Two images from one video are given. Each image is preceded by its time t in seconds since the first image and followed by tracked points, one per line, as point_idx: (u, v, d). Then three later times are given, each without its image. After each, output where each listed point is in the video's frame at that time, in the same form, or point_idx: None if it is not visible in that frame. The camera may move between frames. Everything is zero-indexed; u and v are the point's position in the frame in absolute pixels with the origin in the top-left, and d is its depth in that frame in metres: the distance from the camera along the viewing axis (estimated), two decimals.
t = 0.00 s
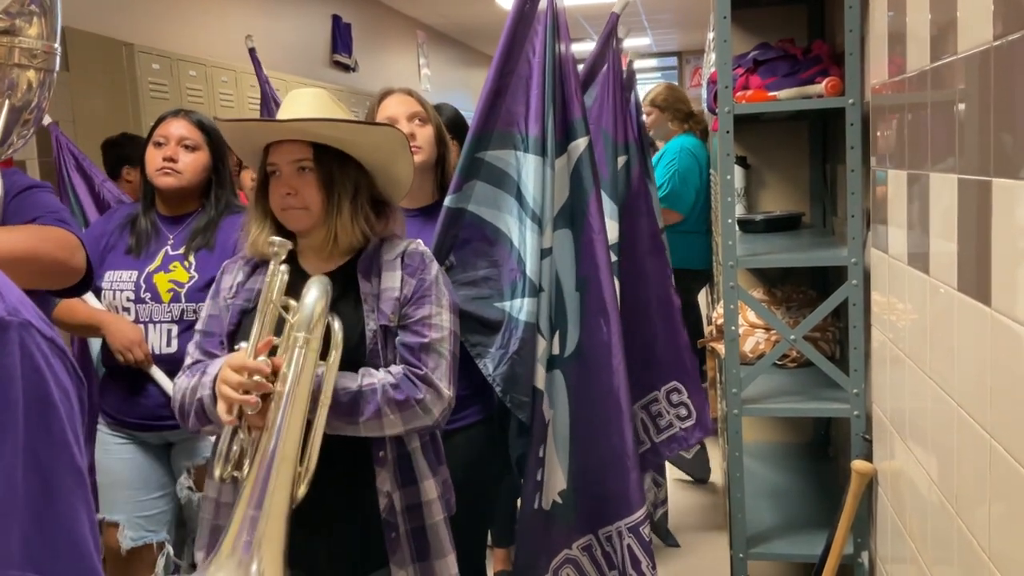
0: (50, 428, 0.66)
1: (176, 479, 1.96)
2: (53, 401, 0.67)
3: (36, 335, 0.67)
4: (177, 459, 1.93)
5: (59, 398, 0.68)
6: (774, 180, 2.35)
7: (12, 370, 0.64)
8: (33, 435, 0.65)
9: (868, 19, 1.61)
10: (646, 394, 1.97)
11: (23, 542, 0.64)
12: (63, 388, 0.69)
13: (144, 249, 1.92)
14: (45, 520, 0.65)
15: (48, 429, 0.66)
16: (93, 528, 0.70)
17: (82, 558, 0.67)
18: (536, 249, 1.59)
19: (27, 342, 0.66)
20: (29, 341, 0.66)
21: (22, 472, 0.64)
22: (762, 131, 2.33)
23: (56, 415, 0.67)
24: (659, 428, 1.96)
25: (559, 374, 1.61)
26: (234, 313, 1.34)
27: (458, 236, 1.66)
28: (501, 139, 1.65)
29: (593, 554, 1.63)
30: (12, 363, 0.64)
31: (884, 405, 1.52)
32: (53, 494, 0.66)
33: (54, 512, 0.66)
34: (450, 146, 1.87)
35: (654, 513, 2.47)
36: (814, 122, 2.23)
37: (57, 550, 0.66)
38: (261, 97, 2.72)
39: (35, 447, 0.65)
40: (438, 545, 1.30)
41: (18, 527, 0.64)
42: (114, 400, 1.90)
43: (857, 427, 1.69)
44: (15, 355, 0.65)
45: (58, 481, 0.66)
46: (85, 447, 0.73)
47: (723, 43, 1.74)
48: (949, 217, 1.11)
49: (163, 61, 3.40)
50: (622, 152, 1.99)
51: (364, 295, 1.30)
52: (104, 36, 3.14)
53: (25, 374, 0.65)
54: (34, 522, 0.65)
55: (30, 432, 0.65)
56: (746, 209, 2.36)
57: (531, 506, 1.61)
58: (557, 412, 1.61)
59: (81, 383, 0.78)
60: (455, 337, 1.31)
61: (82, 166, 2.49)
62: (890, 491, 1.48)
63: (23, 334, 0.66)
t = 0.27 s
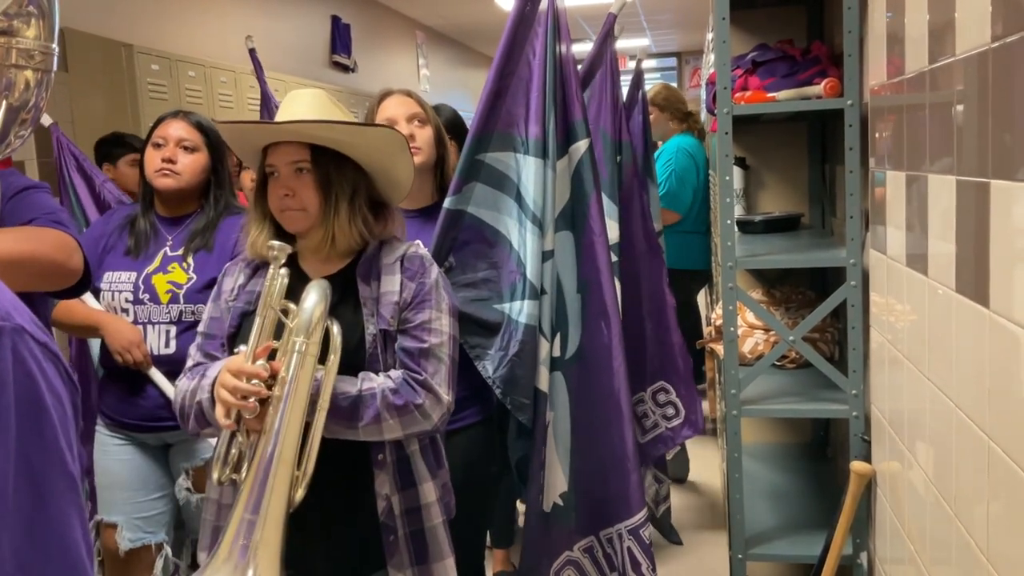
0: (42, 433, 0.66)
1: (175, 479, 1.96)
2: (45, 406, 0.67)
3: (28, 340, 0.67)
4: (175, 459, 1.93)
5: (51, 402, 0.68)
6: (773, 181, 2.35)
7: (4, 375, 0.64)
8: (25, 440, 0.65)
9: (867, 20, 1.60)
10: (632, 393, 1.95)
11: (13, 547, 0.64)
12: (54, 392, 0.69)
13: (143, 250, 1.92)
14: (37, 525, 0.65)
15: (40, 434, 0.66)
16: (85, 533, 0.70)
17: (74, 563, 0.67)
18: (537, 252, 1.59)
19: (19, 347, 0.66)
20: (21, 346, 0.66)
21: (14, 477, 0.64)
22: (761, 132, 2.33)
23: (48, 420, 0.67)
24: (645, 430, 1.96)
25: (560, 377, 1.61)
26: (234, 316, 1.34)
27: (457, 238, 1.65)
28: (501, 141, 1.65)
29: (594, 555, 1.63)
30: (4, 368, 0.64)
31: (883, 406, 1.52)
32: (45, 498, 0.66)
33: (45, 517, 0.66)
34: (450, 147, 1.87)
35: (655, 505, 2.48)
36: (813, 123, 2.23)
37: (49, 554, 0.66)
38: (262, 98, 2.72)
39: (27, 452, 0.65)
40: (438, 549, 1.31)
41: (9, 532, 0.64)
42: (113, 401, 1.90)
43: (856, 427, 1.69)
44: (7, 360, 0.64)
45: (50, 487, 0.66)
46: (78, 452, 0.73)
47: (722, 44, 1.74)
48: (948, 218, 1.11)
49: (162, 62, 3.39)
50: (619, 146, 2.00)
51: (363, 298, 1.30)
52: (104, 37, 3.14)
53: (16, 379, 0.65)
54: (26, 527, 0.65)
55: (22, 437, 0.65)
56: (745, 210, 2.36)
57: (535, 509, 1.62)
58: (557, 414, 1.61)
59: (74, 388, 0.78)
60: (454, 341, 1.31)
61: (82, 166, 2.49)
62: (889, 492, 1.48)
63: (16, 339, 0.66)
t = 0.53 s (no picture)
0: (33, 436, 0.67)
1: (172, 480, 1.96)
2: (36, 411, 0.67)
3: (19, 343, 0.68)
4: (173, 459, 1.93)
5: (41, 406, 0.68)
6: (771, 181, 2.35)
7: None
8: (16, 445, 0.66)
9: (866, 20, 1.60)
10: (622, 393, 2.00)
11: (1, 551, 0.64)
12: (44, 396, 0.70)
13: (141, 250, 1.92)
14: (28, 531, 0.66)
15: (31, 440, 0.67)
16: (75, 538, 0.71)
17: (63, 566, 0.68)
18: (538, 256, 1.58)
19: (8, 349, 0.67)
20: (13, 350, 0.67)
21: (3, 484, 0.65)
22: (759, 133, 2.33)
23: (40, 424, 0.68)
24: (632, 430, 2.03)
25: (561, 380, 1.60)
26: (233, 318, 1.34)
27: (457, 241, 1.66)
28: (501, 142, 1.65)
29: (594, 557, 1.63)
30: None
31: (881, 406, 1.52)
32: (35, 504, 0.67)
33: (34, 521, 0.66)
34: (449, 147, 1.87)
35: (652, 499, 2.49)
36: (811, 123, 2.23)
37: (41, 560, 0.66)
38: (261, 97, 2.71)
39: (16, 455, 0.66)
40: (440, 552, 1.31)
41: None
42: (111, 401, 1.90)
43: (854, 428, 1.68)
44: None
45: (40, 493, 0.67)
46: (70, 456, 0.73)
47: (720, 45, 1.74)
48: (946, 218, 1.11)
49: (161, 62, 3.39)
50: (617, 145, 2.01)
51: (364, 300, 1.29)
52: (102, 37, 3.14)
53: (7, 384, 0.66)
54: (18, 532, 0.66)
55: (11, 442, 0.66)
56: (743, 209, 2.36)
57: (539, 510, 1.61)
58: (557, 417, 1.60)
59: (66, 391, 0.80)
60: (455, 344, 1.31)
61: (83, 165, 2.48)
62: (886, 492, 1.48)
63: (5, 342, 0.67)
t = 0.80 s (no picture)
0: (27, 443, 0.78)
1: (170, 480, 1.96)
2: (29, 415, 0.79)
3: (13, 349, 0.80)
4: (171, 459, 1.93)
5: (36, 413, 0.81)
6: (770, 181, 2.35)
7: None
8: (12, 446, 0.77)
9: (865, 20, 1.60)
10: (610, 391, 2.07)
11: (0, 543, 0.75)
12: (38, 401, 0.82)
13: (139, 250, 1.92)
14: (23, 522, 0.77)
15: (24, 442, 0.78)
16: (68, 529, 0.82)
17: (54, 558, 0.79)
18: (537, 256, 1.58)
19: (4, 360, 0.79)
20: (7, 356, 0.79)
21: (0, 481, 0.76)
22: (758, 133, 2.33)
23: (33, 426, 0.79)
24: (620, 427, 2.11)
25: (561, 380, 1.59)
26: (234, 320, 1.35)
27: (454, 241, 1.66)
28: (498, 141, 1.65)
29: (595, 556, 1.63)
30: None
31: (879, 406, 1.52)
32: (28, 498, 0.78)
33: (27, 518, 0.78)
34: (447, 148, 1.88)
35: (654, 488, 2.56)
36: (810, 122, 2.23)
37: (37, 546, 0.77)
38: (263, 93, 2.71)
39: (13, 459, 0.77)
40: (449, 551, 1.31)
41: None
42: (109, 401, 1.90)
43: (852, 427, 1.68)
44: None
45: (35, 488, 0.78)
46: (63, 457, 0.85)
47: (719, 44, 1.74)
48: (944, 218, 1.11)
49: (159, 61, 3.38)
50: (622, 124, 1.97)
51: (371, 301, 1.30)
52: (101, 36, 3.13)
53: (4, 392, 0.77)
54: (14, 525, 0.76)
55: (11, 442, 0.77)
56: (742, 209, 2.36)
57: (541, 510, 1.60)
58: (559, 418, 1.59)
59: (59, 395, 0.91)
60: (462, 342, 1.31)
61: (82, 165, 2.48)
62: (885, 492, 1.48)
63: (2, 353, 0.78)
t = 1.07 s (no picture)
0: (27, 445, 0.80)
1: (170, 483, 1.96)
2: (30, 420, 0.81)
3: (16, 355, 0.81)
4: (172, 463, 1.94)
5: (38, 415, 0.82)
6: (769, 184, 2.35)
7: None
8: (13, 449, 0.79)
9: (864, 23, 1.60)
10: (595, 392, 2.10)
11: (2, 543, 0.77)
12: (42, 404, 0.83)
13: (139, 253, 1.92)
14: (22, 527, 0.79)
15: (26, 446, 0.80)
16: (70, 534, 0.84)
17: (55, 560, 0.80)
18: (535, 258, 1.58)
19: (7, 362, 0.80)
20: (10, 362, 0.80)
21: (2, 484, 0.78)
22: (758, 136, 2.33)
23: (35, 430, 0.81)
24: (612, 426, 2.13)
25: (561, 384, 1.59)
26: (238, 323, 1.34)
27: (454, 242, 1.67)
28: (498, 144, 1.66)
29: (596, 561, 1.64)
30: None
31: (879, 410, 1.52)
32: (27, 501, 0.79)
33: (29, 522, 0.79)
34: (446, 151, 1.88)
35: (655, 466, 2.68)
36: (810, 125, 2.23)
37: (36, 551, 0.79)
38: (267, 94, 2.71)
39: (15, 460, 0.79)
40: (454, 550, 1.32)
41: None
42: (110, 404, 1.90)
43: (851, 430, 1.68)
44: None
45: (36, 493, 0.80)
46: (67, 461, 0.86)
47: (718, 47, 1.74)
48: (943, 222, 1.11)
49: (159, 64, 3.38)
50: (616, 119, 1.94)
51: (373, 302, 1.30)
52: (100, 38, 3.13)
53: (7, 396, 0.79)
54: (15, 525, 0.79)
55: (13, 444, 0.79)
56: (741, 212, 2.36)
57: (540, 519, 1.59)
58: (559, 421, 1.60)
59: (63, 398, 0.93)
60: (464, 340, 1.31)
61: (81, 168, 2.49)
62: (885, 495, 1.48)
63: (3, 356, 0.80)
